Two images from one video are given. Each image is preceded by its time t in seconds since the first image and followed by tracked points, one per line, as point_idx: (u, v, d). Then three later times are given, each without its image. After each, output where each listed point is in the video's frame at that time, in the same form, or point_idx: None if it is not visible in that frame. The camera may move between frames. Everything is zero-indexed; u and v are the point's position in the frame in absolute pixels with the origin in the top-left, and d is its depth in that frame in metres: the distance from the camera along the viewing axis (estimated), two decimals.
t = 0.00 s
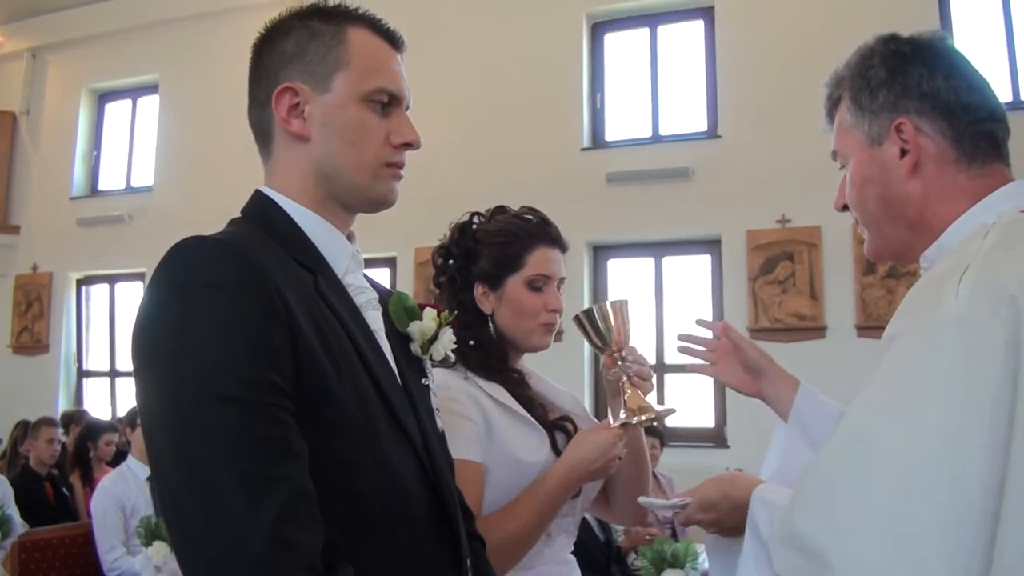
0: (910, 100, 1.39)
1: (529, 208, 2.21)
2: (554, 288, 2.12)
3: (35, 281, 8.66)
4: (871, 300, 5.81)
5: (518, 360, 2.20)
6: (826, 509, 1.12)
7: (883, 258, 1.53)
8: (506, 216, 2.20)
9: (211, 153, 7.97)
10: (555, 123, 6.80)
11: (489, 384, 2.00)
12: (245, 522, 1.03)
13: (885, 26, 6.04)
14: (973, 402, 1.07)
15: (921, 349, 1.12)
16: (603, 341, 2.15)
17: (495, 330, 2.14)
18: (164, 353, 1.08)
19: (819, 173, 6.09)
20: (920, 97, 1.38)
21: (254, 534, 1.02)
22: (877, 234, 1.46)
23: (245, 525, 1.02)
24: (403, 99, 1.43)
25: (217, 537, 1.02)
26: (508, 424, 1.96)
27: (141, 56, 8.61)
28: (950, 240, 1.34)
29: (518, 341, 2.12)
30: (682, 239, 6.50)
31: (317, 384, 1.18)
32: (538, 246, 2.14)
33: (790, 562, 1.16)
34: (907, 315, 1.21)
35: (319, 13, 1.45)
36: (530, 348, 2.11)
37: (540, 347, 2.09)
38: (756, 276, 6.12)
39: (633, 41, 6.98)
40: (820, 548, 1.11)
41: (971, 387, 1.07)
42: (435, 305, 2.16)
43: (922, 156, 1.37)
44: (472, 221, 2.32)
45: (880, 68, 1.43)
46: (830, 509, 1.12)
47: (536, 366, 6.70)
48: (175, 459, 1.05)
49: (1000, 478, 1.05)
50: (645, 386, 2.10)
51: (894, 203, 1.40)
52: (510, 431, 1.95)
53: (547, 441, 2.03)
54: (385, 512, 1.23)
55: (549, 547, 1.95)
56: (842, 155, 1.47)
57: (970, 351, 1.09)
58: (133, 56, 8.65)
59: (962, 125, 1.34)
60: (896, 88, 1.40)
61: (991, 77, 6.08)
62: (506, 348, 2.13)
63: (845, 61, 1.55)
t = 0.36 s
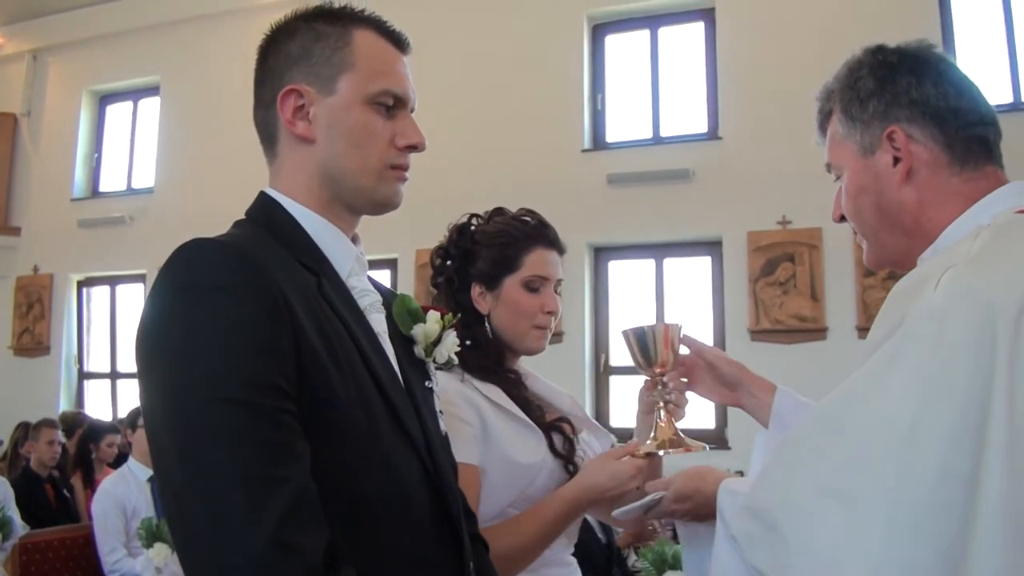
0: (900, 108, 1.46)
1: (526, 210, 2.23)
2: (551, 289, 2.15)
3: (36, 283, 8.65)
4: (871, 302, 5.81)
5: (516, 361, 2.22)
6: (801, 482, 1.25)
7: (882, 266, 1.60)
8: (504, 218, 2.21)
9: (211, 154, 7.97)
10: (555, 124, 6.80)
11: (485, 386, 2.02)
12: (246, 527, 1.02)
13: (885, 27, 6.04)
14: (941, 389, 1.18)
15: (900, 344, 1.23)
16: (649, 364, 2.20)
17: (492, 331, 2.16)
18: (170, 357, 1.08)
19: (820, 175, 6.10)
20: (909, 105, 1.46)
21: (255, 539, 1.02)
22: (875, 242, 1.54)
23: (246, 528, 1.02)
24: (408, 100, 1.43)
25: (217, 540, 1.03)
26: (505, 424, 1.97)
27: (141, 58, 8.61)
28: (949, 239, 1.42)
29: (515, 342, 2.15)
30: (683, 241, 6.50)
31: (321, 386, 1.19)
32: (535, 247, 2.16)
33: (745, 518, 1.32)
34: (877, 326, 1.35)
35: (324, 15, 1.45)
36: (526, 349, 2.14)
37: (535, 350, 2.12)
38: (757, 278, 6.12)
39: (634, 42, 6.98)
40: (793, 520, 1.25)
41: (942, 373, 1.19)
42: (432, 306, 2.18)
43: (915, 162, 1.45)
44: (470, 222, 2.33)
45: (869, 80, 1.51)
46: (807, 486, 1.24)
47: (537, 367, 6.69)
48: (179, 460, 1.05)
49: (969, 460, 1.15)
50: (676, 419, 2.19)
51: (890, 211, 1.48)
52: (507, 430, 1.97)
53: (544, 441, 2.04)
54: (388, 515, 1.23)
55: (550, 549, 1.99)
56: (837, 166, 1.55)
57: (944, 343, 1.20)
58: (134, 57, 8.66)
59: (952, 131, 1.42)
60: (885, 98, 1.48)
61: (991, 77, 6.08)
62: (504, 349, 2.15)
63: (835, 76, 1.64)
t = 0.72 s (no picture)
0: (896, 114, 1.47)
1: (525, 209, 2.28)
2: (549, 288, 2.20)
3: (35, 283, 8.65)
4: (871, 302, 5.81)
5: (514, 360, 2.28)
6: (810, 487, 1.24)
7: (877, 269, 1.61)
8: (503, 217, 2.26)
9: (211, 154, 7.97)
10: (555, 124, 6.80)
11: (484, 387, 2.10)
12: (247, 526, 1.02)
13: (885, 27, 6.05)
14: (945, 391, 1.18)
15: (902, 346, 1.23)
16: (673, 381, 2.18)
17: (489, 330, 2.21)
18: (171, 358, 1.08)
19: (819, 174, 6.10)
20: (905, 111, 1.46)
21: (256, 538, 1.02)
22: (872, 246, 1.54)
23: (247, 527, 1.02)
24: (411, 100, 1.43)
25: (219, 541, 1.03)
26: (502, 426, 2.04)
27: (141, 58, 8.61)
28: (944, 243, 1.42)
29: (512, 341, 2.20)
30: (682, 241, 6.50)
31: (321, 387, 1.19)
32: (533, 247, 2.21)
33: (753, 521, 1.30)
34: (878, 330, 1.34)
35: (327, 15, 1.45)
36: (524, 348, 2.18)
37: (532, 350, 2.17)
38: (757, 278, 6.13)
39: (633, 42, 6.98)
40: (803, 526, 1.23)
41: (945, 375, 1.19)
42: (431, 305, 2.24)
43: (910, 167, 1.45)
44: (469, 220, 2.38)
45: (864, 84, 1.51)
46: (814, 490, 1.23)
47: (537, 367, 6.69)
48: (181, 460, 1.05)
49: (972, 461, 1.16)
50: (701, 435, 2.16)
51: (885, 215, 1.48)
52: (504, 432, 2.03)
53: (541, 441, 2.10)
54: (390, 514, 1.23)
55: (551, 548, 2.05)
56: (832, 171, 1.55)
57: (945, 344, 1.20)
58: (134, 57, 8.65)
59: (947, 138, 1.42)
60: (880, 104, 1.48)
61: (991, 78, 6.08)
62: (502, 347, 2.21)
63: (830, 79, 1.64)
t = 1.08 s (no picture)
0: (890, 123, 1.47)
1: (526, 209, 2.34)
2: (550, 287, 2.26)
3: (35, 283, 8.64)
4: (870, 302, 5.81)
5: (516, 361, 2.34)
6: (826, 491, 1.22)
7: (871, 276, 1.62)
8: (505, 216, 2.33)
9: (210, 154, 7.97)
10: (554, 124, 6.80)
11: (485, 389, 2.18)
12: (251, 527, 1.02)
13: (884, 27, 6.05)
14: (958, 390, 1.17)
15: (914, 348, 1.22)
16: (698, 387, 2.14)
17: (492, 329, 2.27)
18: (179, 357, 1.08)
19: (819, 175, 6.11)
20: (899, 120, 1.47)
21: (262, 540, 1.02)
22: (864, 252, 1.55)
23: (251, 527, 1.02)
24: (416, 100, 1.43)
25: (224, 541, 1.02)
26: (500, 428, 2.13)
27: (141, 58, 8.61)
28: (939, 248, 1.42)
29: (514, 340, 2.26)
30: (682, 241, 6.50)
31: (326, 386, 1.18)
32: (534, 247, 2.28)
33: (782, 533, 1.27)
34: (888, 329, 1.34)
35: (332, 15, 1.46)
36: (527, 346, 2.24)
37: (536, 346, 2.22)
38: (757, 278, 6.13)
39: (633, 43, 6.99)
40: (825, 536, 1.20)
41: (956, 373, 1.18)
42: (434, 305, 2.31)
43: (903, 175, 1.46)
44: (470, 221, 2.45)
45: (858, 93, 1.53)
46: (831, 497, 1.21)
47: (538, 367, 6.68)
48: (186, 461, 1.05)
49: (990, 465, 1.14)
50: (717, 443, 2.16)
51: (878, 222, 1.49)
52: (502, 435, 2.12)
53: (540, 443, 2.18)
54: (393, 515, 1.23)
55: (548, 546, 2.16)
56: (823, 178, 1.57)
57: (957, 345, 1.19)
58: (133, 57, 8.65)
59: (940, 146, 1.43)
60: (874, 112, 1.49)
61: (991, 78, 6.08)
62: (502, 346, 2.27)
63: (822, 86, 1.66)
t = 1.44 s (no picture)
0: (893, 130, 1.50)
1: (529, 209, 2.38)
2: (553, 287, 2.29)
3: (32, 283, 8.63)
4: (868, 302, 5.81)
5: (518, 363, 2.37)
6: (897, 508, 1.13)
7: (872, 284, 1.63)
8: (507, 216, 2.36)
9: (208, 154, 7.97)
10: (552, 124, 6.80)
11: (489, 390, 2.19)
12: (254, 527, 1.03)
13: (881, 27, 6.06)
14: None
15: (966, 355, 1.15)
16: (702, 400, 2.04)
17: (494, 329, 2.30)
18: (177, 355, 1.08)
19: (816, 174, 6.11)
20: (903, 126, 1.50)
21: (262, 537, 1.02)
22: (870, 261, 1.56)
23: (250, 527, 1.02)
24: (415, 100, 1.43)
25: (223, 542, 1.02)
26: (503, 430, 2.13)
27: (139, 58, 8.60)
28: (946, 252, 1.43)
29: (516, 340, 2.29)
30: (680, 241, 6.51)
31: (325, 385, 1.18)
32: (538, 246, 2.31)
33: (852, 557, 1.19)
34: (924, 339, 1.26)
35: (331, 15, 1.46)
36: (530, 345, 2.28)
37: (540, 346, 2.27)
38: (754, 278, 6.13)
39: (631, 43, 6.99)
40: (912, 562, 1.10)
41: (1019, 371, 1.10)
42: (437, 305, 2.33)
43: (911, 180, 1.48)
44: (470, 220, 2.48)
45: (858, 101, 1.56)
46: (905, 519, 1.12)
47: (536, 366, 6.68)
48: (186, 463, 1.05)
49: None
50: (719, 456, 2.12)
51: (886, 228, 1.50)
52: (505, 437, 2.13)
53: (543, 445, 2.19)
54: (393, 517, 1.22)
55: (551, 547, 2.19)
56: (824, 188, 1.59)
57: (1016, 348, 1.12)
58: (131, 57, 8.65)
59: (944, 150, 1.46)
60: (876, 120, 1.52)
61: (989, 78, 6.08)
62: (505, 346, 2.30)
63: (812, 99, 1.69)
